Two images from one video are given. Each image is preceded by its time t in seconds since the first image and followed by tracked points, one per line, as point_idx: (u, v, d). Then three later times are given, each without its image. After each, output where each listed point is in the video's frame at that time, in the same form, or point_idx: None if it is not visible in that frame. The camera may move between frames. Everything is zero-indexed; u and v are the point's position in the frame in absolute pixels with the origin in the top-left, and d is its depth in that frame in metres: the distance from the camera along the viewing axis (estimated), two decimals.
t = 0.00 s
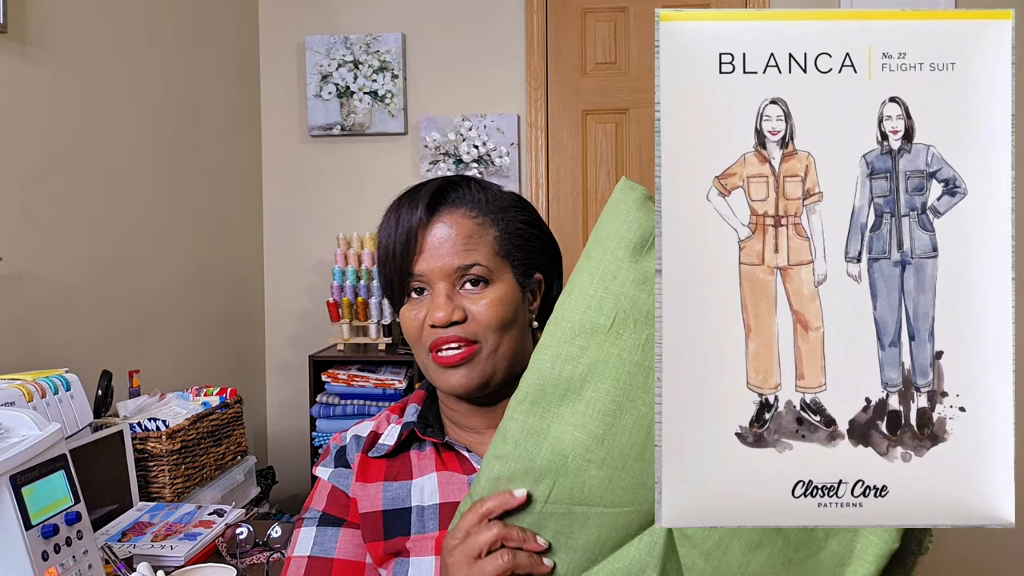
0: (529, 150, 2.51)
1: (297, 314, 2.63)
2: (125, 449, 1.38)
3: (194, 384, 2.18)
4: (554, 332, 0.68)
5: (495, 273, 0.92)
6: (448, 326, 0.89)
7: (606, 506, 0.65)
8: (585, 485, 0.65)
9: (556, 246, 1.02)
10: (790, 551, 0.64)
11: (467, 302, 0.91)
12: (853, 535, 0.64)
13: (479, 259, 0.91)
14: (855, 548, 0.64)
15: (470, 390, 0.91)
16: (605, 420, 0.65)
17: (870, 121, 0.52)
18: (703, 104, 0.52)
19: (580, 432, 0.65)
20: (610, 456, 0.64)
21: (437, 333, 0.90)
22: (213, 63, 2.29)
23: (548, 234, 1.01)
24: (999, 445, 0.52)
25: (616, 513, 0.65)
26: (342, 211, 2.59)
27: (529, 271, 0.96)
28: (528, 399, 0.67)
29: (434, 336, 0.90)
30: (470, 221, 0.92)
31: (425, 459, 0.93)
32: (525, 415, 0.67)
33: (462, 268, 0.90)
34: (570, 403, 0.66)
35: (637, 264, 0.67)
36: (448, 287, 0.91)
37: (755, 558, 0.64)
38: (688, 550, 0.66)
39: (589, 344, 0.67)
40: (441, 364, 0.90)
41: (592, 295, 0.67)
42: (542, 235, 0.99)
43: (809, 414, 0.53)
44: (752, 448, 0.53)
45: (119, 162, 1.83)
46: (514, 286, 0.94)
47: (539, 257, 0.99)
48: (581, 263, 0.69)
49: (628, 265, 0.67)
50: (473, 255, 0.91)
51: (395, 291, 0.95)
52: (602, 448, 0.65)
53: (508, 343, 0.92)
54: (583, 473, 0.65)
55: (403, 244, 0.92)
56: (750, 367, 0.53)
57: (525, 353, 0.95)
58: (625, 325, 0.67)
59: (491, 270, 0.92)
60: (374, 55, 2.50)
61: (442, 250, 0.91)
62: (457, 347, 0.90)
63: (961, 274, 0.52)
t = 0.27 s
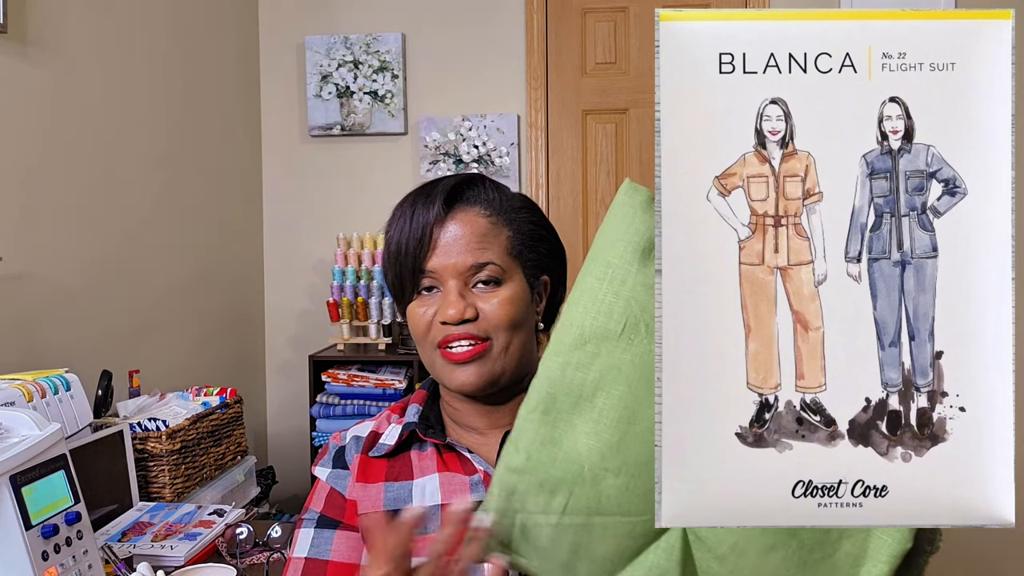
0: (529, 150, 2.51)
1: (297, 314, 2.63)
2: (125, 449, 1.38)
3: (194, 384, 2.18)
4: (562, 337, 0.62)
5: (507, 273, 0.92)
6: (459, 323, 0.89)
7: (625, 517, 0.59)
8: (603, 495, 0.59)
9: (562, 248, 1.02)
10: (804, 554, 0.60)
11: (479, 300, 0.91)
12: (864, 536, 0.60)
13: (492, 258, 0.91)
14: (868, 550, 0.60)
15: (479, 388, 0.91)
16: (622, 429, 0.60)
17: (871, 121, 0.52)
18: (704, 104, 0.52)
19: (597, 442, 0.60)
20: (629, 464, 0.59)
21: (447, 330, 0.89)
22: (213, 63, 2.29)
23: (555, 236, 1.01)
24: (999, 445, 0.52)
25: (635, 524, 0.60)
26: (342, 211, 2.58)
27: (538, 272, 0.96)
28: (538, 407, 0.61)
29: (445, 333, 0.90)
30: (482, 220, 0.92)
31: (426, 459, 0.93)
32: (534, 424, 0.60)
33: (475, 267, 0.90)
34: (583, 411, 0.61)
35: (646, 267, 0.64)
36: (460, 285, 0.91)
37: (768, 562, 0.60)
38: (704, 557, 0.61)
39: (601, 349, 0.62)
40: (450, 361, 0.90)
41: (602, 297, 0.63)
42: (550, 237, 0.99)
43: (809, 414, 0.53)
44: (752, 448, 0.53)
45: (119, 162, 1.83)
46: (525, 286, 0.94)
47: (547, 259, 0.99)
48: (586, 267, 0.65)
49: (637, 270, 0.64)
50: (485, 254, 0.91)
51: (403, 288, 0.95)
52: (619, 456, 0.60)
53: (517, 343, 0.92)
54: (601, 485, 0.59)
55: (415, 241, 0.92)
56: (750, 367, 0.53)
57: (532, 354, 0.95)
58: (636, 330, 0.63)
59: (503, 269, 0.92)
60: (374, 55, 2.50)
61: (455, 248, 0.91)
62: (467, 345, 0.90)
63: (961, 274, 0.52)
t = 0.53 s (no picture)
0: (529, 150, 2.51)
1: (297, 314, 2.63)
2: (125, 449, 1.37)
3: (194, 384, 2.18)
4: (570, 353, 0.58)
5: (511, 278, 0.92)
6: (463, 329, 0.88)
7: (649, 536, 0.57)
8: (625, 513, 0.57)
9: (563, 249, 1.02)
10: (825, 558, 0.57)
11: (483, 305, 0.90)
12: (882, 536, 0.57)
13: (496, 263, 0.91)
14: (886, 550, 0.57)
15: (480, 393, 0.90)
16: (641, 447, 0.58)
17: (870, 121, 0.52)
18: (704, 104, 0.52)
19: (616, 461, 0.57)
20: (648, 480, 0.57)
21: (451, 335, 0.89)
22: (213, 63, 2.29)
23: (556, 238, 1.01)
24: (999, 445, 0.52)
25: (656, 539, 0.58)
26: (342, 211, 2.58)
27: (539, 274, 0.97)
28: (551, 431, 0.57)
29: (448, 338, 0.89)
30: (485, 223, 0.92)
31: (425, 459, 0.93)
32: (548, 446, 0.57)
33: (479, 272, 0.90)
34: (597, 429, 0.58)
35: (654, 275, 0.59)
36: (463, 289, 0.90)
37: (789, 569, 0.58)
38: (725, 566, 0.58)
39: (613, 364, 0.58)
40: (452, 366, 0.90)
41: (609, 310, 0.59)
42: (552, 238, 0.99)
43: (809, 414, 0.53)
44: (752, 448, 0.53)
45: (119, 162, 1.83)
46: (528, 291, 0.94)
47: (549, 261, 0.99)
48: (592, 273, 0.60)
49: (646, 276, 0.59)
50: (490, 259, 0.91)
51: (404, 290, 0.94)
52: (638, 473, 0.57)
53: (519, 348, 0.92)
54: (624, 506, 0.57)
55: (419, 243, 0.91)
56: (750, 367, 0.53)
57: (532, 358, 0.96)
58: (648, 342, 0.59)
59: (507, 274, 0.92)
60: (374, 55, 2.50)
61: (460, 252, 0.90)
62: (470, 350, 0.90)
63: (962, 274, 0.52)
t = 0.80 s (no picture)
0: (529, 150, 2.51)
1: (297, 314, 2.63)
2: (125, 449, 1.38)
3: (194, 383, 2.18)
4: (569, 362, 0.64)
5: (514, 283, 0.92)
6: (466, 336, 0.89)
7: (642, 542, 0.62)
8: (621, 522, 0.62)
9: (565, 251, 1.02)
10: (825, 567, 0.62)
11: (485, 311, 0.90)
12: (881, 548, 0.63)
13: (499, 269, 0.91)
14: (885, 560, 0.63)
15: (484, 399, 0.91)
16: (635, 453, 0.63)
17: (870, 121, 0.52)
18: (704, 105, 0.52)
19: (611, 468, 0.62)
20: (643, 489, 0.62)
21: (453, 342, 0.89)
22: (213, 63, 2.29)
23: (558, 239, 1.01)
24: (999, 445, 0.52)
25: (649, 548, 0.63)
26: (342, 211, 2.59)
27: (541, 276, 0.96)
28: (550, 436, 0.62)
29: (450, 345, 0.90)
30: (488, 228, 0.92)
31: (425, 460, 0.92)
32: (548, 453, 0.62)
33: (482, 278, 0.90)
34: (595, 438, 0.63)
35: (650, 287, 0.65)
36: (466, 295, 0.90)
37: None
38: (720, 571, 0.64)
39: (609, 374, 0.64)
40: (455, 373, 0.90)
41: (606, 320, 0.65)
42: (554, 240, 0.99)
43: (809, 414, 0.53)
44: (752, 448, 0.53)
45: (119, 162, 1.83)
46: (530, 295, 0.94)
47: (551, 263, 0.99)
48: (587, 288, 0.66)
49: (640, 290, 0.65)
50: (493, 265, 0.90)
51: (406, 295, 0.94)
52: (633, 480, 0.62)
53: (520, 353, 0.93)
54: (618, 510, 0.62)
55: (421, 249, 0.91)
56: (750, 367, 0.53)
57: (534, 361, 0.96)
58: (644, 351, 0.65)
59: (510, 280, 0.92)
60: (374, 55, 2.50)
61: (462, 259, 0.90)
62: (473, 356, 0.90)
63: (961, 274, 0.52)
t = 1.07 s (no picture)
0: (529, 150, 2.51)
1: (297, 314, 2.63)
2: (125, 449, 1.37)
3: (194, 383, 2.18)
4: (569, 366, 0.63)
5: (515, 283, 0.92)
6: (465, 336, 0.89)
7: (644, 548, 0.62)
8: (622, 527, 0.61)
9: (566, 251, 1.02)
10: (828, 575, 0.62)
11: (485, 311, 0.90)
12: (885, 556, 0.62)
13: (500, 269, 0.91)
14: (889, 568, 0.62)
15: (483, 398, 0.91)
16: (636, 459, 0.62)
17: (870, 121, 0.52)
18: (704, 105, 0.52)
19: (612, 473, 0.61)
20: (644, 494, 0.61)
21: (453, 342, 0.89)
22: (213, 63, 2.29)
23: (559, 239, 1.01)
24: (999, 445, 0.52)
25: (650, 554, 0.62)
26: (342, 211, 2.58)
27: (541, 277, 0.96)
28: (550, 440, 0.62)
29: (450, 345, 0.90)
30: (489, 228, 0.92)
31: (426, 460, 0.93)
32: (548, 458, 0.61)
33: (482, 278, 0.90)
34: (595, 442, 0.62)
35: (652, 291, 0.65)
36: (466, 295, 0.90)
37: None
38: None
39: (609, 378, 0.63)
40: (454, 372, 0.90)
41: (607, 323, 0.64)
42: (555, 240, 0.99)
43: (809, 414, 0.53)
44: (752, 447, 0.53)
45: (119, 162, 1.83)
46: (531, 295, 0.94)
47: (552, 263, 0.99)
48: (587, 292, 0.65)
49: (640, 294, 0.64)
50: (494, 265, 0.90)
51: (407, 295, 0.94)
52: (634, 486, 0.61)
53: (520, 353, 0.93)
54: (619, 516, 0.61)
55: (422, 249, 0.91)
56: (750, 367, 0.53)
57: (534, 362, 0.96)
58: (645, 355, 0.64)
59: (511, 280, 0.91)
60: (374, 55, 2.50)
61: (463, 259, 0.90)
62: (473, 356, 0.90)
63: (961, 275, 0.52)
